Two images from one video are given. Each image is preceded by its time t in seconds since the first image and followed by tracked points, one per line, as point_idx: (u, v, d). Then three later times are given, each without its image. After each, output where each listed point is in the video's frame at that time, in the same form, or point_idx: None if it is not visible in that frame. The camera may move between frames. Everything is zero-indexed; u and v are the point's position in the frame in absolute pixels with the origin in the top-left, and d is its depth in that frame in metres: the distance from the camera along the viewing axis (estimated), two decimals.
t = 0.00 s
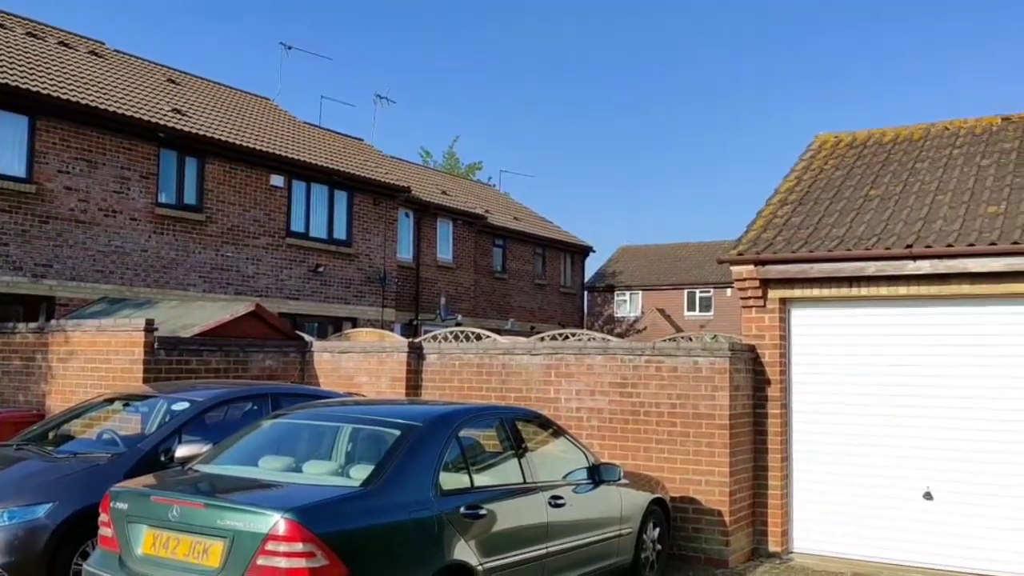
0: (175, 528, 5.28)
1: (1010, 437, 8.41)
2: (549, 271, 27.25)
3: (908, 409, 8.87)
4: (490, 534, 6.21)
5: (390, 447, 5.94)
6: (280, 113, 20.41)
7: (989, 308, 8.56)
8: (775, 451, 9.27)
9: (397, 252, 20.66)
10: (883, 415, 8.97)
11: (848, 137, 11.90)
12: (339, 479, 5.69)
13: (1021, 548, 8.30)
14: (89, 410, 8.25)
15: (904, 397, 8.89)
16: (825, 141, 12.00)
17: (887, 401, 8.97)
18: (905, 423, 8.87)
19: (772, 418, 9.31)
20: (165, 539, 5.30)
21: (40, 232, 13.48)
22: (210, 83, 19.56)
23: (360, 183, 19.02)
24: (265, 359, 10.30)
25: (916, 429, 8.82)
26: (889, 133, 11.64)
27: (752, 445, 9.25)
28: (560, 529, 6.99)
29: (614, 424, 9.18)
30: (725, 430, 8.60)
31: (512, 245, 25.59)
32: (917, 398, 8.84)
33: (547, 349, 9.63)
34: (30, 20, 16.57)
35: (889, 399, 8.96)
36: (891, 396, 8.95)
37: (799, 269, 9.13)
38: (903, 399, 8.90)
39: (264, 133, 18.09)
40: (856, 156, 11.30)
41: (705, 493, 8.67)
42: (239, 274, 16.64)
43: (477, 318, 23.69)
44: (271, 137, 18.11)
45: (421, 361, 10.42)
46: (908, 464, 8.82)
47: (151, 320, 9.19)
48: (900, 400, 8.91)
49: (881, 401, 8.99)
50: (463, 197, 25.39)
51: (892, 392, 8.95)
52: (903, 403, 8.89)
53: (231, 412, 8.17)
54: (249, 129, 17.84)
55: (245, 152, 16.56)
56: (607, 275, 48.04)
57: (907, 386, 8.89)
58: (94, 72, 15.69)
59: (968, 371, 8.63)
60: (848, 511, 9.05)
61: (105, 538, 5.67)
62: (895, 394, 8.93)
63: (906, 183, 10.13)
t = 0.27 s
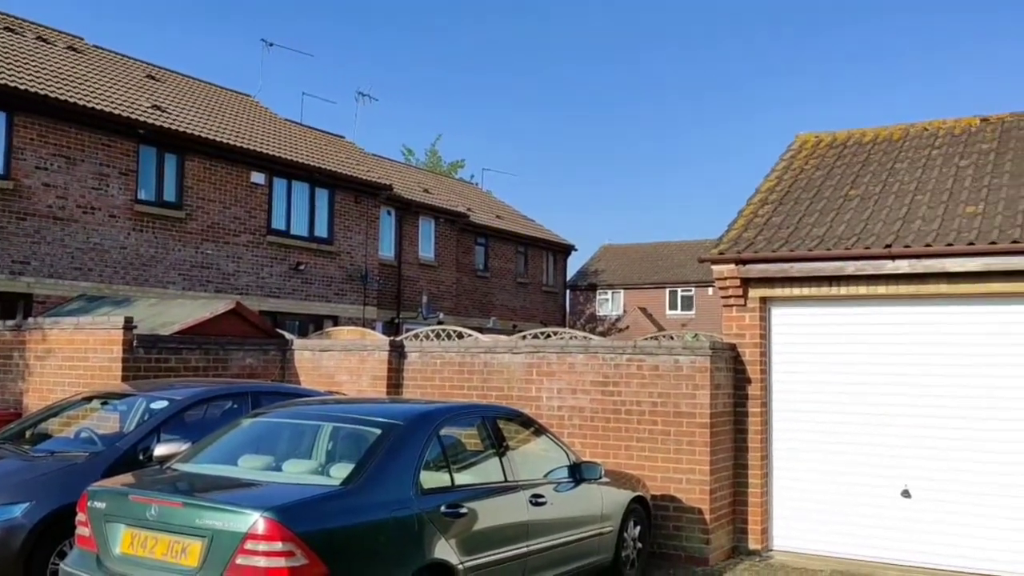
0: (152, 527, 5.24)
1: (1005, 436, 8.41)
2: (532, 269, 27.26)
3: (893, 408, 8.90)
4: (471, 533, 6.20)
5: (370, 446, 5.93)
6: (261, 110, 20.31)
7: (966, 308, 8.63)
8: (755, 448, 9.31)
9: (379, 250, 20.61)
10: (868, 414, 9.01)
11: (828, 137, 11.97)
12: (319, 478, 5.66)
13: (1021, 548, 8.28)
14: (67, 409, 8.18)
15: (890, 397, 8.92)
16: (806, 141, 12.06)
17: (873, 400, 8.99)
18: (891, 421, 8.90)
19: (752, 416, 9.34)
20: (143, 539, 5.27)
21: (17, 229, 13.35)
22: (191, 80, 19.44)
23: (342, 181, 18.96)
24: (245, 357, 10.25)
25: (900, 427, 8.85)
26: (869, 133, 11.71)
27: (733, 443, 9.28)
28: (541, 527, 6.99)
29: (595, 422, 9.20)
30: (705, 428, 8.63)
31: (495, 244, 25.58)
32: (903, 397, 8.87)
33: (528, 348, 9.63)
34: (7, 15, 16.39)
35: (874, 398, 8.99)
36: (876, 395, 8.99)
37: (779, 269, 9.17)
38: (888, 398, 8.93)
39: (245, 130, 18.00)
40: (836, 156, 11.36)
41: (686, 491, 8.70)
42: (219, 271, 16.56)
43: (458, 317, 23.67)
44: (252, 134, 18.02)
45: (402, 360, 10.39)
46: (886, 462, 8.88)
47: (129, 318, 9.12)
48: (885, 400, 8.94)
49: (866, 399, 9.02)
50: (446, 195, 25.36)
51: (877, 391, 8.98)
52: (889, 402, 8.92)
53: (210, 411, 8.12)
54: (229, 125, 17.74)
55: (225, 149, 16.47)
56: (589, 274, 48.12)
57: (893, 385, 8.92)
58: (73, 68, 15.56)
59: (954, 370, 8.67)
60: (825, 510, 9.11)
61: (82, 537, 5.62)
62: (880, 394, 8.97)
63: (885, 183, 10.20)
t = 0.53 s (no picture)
0: (129, 527, 5.21)
1: (1005, 435, 8.40)
2: (513, 268, 27.28)
3: (887, 408, 8.90)
4: (451, 532, 6.20)
5: (350, 445, 5.91)
6: (242, 108, 20.21)
7: (943, 308, 8.71)
8: (734, 447, 9.35)
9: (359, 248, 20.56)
10: (862, 413, 9.00)
11: (808, 138, 12.05)
12: (298, 478, 5.64)
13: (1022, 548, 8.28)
14: (43, 408, 8.12)
15: (885, 397, 8.92)
16: (785, 142, 12.13)
17: (868, 400, 8.99)
18: (886, 420, 8.89)
19: (731, 415, 9.39)
20: (120, 539, 5.23)
21: None
22: (170, 76, 19.31)
23: (322, 179, 18.90)
24: (224, 356, 10.19)
25: (895, 427, 8.85)
26: (848, 134, 11.79)
27: (712, 442, 9.32)
28: (521, 527, 7.00)
29: (576, 422, 9.22)
30: (685, 427, 8.67)
31: (476, 243, 25.58)
32: (901, 398, 8.85)
33: (509, 347, 9.63)
34: None
35: (868, 398, 8.99)
36: (871, 395, 8.98)
37: (758, 268, 9.22)
38: (883, 398, 8.93)
39: (225, 128, 17.90)
40: (815, 157, 11.43)
41: (666, 490, 8.73)
42: (198, 270, 16.47)
43: (439, 316, 23.65)
44: (232, 132, 17.92)
45: (382, 359, 10.37)
46: (874, 461, 8.91)
47: (107, 317, 9.05)
48: (880, 399, 8.94)
49: (861, 399, 9.02)
50: (427, 194, 25.33)
51: (873, 390, 8.98)
52: (884, 402, 8.92)
53: (188, 410, 8.07)
54: (209, 123, 17.64)
55: (205, 147, 16.38)
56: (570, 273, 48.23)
57: (889, 385, 8.91)
58: (50, 64, 15.41)
59: (952, 369, 8.66)
60: (803, 508, 9.18)
61: (58, 538, 5.57)
62: (875, 393, 8.96)
63: (863, 184, 10.27)
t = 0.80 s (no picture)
0: (109, 528, 5.17)
1: (999, 435, 8.40)
2: (497, 268, 27.28)
3: (885, 408, 8.88)
4: (434, 532, 6.19)
5: (333, 445, 5.89)
6: (225, 106, 20.11)
7: (924, 308, 8.76)
8: (717, 447, 9.38)
9: (343, 248, 20.50)
10: (858, 414, 8.99)
11: (791, 139, 12.10)
12: (280, 478, 5.62)
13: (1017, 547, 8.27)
14: (23, 408, 8.05)
15: (881, 397, 8.91)
16: (768, 142, 12.18)
17: (860, 400, 8.99)
18: (884, 421, 8.87)
19: (715, 415, 9.42)
20: (99, 540, 5.19)
21: None
22: (152, 74, 19.19)
23: (305, 178, 18.83)
24: (207, 356, 10.12)
25: (892, 427, 8.84)
26: (831, 135, 11.85)
27: (695, 442, 9.34)
28: (504, 526, 7.00)
29: (559, 422, 9.22)
30: (668, 427, 8.69)
31: (460, 243, 25.56)
32: (896, 398, 8.85)
33: (493, 347, 9.62)
34: None
35: (865, 398, 8.98)
36: (869, 395, 8.96)
37: (742, 269, 9.25)
38: (879, 398, 8.92)
39: (208, 126, 17.81)
40: (798, 157, 11.48)
41: (649, 489, 8.75)
42: (180, 269, 16.39)
43: (424, 316, 23.63)
44: (215, 130, 17.84)
45: (366, 359, 10.35)
46: (872, 461, 8.89)
47: (88, 316, 8.99)
48: (877, 400, 8.92)
49: (853, 399, 9.03)
50: (411, 193, 25.29)
51: (869, 390, 8.97)
52: (878, 402, 8.92)
53: (170, 410, 8.02)
54: (192, 121, 17.55)
55: (187, 145, 16.29)
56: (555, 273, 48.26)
57: (886, 385, 8.90)
58: (31, 61, 15.29)
59: (950, 369, 8.65)
60: (784, 508, 9.22)
61: (37, 539, 5.53)
62: (868, 393, 8.97)
63: (846, 185, 10.32)
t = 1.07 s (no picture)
0: (92, 529, 5.14)
1: (981, 434, 8.46)
2: (484, 268, 27.27)
3: (877, 408, 8.90)
4: (420, 533, 6.18)
5: (318, 446, 5.87)
6: (210, 105, 20.03)
7: (908, 308, 8.82)
8: (703, 447, 9.41)
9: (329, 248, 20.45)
10: (850, 414, 9.00)
11: (776, 139, 12.15)
12: (265, 479, 5.60)
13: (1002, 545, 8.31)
14: (6, 408, 8.00)
15: (873, 396, 8.93)
16: (754, 143, 12.22)
17: (857, 400, 8.99)
18: (875, 421, 8.89)
19: (700, 415, 9.45)
20: (82, 541, 5.16)
21: None
22: (137, 73, 19.09)
23: (291, 178, 18.77)
24: (192, 356, 10.10)
25: (881, 427, 8.86)
26: (816, 136, 11.90)
27: (681, 442, 9.36)
28: (490, 527, 6.99)
29: (545, 422, 9.23)
30: (654, 427, 8.71)
31: (447, 242, 25.54)
32: (888, 397, 8.86)
33: (479, 347, 9.62)
34: None
35: (858, 398, 8.98)
36: (862, 395, 8.97)
37: (727, 269, 9.28)
38: (871, 398, 8.93)
39: (193, 125, 17.73)
40: (784, 158, 11.53)
41: (635, 489, 8.77)
42: (164, 269, 16.32)
43: (410, 316, 23.60)
44: (200, 129, 17.77)
45: (351, 359, 10.33)
46: (863, 461, 8.91)
47: (71, 316, 8.93)
48: (869, 399, 8.94)
49: (850, 400, 9.02)
50: (398, 193, 25.25)
51: (860, 390, 8.98)
52: (872, 401, 8.93)
53: (154, 410, 7.99)
54: (176, 120, 17.47)
55: (171, 144, 16.22)
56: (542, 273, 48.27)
57: (877, 385, 8.92)
58: (14, 59, 15.18)
59: (935, 369, 8.70)
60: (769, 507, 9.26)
61: (19, 540, 5.49)
62: (862, 392, 8.98)
63: (831, 186, 10.37)
